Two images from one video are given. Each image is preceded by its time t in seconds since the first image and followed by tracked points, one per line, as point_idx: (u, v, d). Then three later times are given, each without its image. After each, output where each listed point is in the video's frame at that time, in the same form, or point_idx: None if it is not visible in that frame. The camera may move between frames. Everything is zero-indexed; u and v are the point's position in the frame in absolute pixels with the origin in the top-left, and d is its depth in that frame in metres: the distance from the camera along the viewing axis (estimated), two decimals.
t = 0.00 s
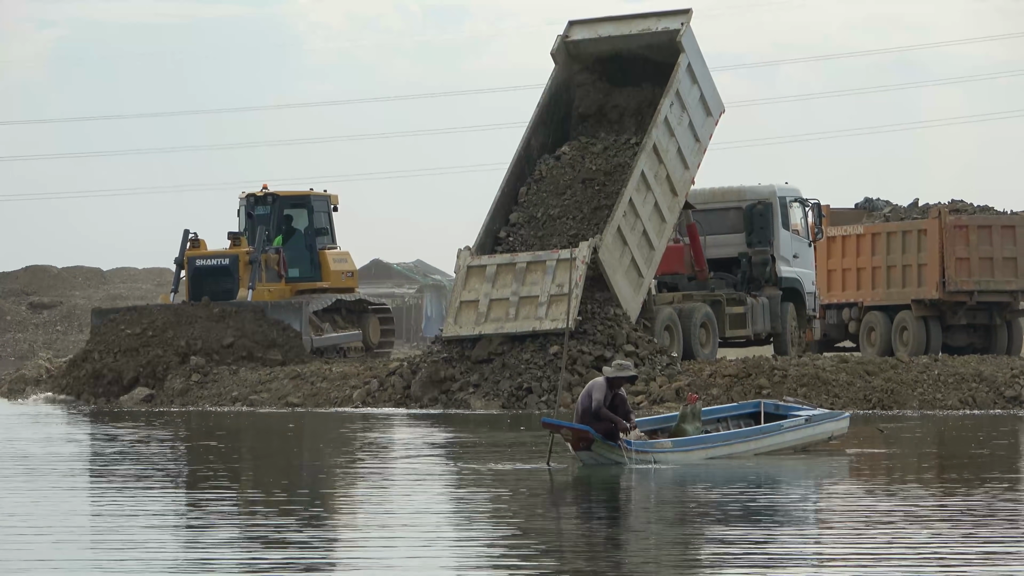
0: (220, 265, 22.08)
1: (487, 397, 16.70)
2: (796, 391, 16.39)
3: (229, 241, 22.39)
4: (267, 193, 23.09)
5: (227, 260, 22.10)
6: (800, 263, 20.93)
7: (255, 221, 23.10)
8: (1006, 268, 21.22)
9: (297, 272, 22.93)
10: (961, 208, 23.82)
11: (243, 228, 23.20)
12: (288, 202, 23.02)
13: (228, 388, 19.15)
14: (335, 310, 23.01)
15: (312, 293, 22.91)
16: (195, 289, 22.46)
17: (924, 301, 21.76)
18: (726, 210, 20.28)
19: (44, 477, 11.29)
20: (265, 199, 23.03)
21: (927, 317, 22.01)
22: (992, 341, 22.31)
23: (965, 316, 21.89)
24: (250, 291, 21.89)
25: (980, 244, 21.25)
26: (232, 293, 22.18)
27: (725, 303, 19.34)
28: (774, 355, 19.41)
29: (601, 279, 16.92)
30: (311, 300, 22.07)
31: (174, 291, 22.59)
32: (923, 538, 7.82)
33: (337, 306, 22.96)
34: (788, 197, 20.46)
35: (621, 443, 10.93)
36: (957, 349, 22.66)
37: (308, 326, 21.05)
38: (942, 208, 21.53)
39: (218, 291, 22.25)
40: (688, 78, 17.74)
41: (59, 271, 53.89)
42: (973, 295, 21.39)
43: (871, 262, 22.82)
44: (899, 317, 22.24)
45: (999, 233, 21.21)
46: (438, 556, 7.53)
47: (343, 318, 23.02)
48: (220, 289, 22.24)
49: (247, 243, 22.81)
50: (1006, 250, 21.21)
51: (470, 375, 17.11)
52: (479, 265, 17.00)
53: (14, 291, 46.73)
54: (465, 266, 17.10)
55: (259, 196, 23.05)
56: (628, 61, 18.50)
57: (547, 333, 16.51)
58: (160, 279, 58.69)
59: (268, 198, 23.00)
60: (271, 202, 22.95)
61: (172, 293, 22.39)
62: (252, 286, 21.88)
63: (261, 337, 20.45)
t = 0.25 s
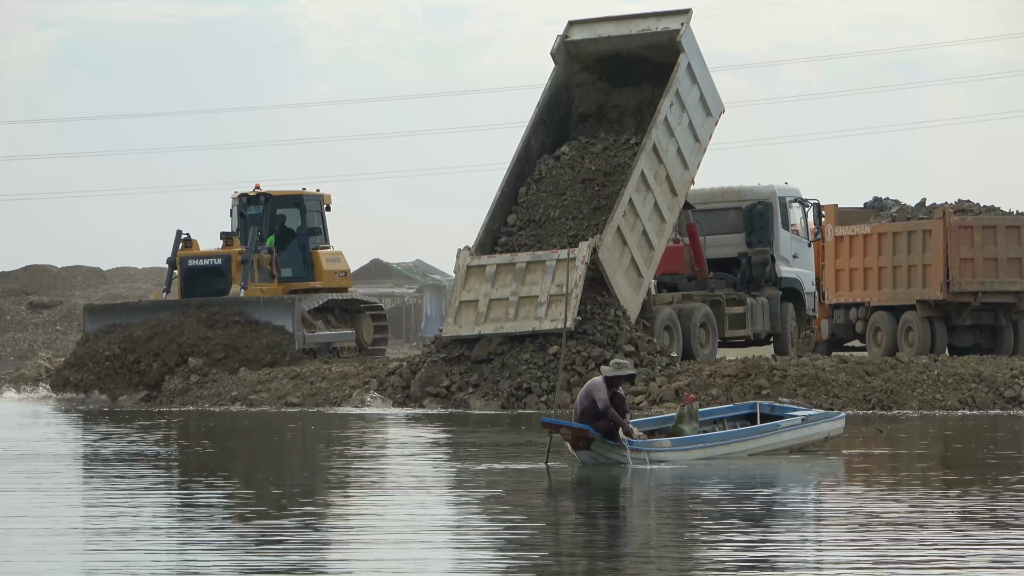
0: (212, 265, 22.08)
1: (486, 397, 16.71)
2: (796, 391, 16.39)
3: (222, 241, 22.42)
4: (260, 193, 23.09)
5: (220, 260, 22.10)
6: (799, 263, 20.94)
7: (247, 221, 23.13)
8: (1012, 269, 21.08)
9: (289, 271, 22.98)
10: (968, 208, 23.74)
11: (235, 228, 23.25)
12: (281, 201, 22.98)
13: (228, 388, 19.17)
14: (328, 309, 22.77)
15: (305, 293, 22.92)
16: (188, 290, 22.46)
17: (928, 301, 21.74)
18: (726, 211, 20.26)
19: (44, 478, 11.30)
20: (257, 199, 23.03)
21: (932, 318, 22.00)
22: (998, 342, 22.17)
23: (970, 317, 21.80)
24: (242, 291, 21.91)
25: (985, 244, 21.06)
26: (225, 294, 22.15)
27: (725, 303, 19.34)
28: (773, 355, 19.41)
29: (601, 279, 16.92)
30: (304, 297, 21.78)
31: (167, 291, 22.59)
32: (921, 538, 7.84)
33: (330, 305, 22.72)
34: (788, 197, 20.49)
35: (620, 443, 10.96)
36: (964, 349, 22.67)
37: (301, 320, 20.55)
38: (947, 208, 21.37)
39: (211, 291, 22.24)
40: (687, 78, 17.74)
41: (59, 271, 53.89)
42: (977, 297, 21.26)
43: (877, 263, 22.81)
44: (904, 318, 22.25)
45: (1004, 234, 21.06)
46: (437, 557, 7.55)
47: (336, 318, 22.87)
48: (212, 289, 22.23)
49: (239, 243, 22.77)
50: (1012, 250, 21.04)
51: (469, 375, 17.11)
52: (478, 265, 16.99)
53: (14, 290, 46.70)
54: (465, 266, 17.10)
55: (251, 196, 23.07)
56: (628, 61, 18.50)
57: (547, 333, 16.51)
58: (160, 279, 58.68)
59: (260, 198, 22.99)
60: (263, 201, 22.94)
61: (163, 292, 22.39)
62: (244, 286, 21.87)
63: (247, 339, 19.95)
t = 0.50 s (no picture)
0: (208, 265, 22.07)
1: (485, 398, 16.70)
2: (795, 391, 16.39)
3: (217, 241, 22.42)
4: (255, 193, 23.14)
5: (216, 260, 22.09)
6: (799, 263, 20.95)
7: (242, 221, 23.09)
8: (1016, 269, 21.02)
9: (284, 272, 22.97)
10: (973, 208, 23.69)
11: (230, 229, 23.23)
12: (276, 201, 23.06)
13: (227, 388, 19.17)
14: (323, 309, 22.70)
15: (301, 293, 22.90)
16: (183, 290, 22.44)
17: (932, 302, 21.69)
18: (725, 211, 20.26)
19: (42, 478, 11.29)
20: (252, 199, 23.06)
21: (936, 318, 21.92)
22: (1003, 342, 22.13)
23: (974, 317, 21.73)
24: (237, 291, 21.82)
25: (988, 244, 21.01)
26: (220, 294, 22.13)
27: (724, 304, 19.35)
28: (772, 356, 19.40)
29: (600, 279, 16.92)
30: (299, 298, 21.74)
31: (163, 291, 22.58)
32: (919, 539, 7.85)
33: (325, 305, 22.65)
34: (787, 198, 20.51)
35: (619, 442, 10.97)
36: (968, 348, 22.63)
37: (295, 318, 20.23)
38: (950, 208, 21.34)
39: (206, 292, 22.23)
40: (686, 78, 17.73)
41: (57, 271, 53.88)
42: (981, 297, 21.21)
43: (883, 263, 22.82)
44: (909, 318, 22.23)
45: (1008, 234, 20.99)
46: (436, 557, 7.56)
47: (331, 317, 22.83)
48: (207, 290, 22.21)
49: (234, 244, 22.74)
50: (1016, 250, 20.98)
51: (468, 375, 17.11)
52: (477, 265, 16.99)
53: (13, 290, 46.69)
54: (464, 267, 17.10)
55: (247, 196, 23.08)
56: (627, 61, 18.50)
57: (546, 333, 16.50)
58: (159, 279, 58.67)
59: (255, 198, 23.05)
60: (258, 201, 22.99)
61: (160, 292, 22.39)
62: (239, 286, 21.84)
63: (241, 348, 19.82)
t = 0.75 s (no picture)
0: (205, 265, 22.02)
1: (482, 397, 16.68)
2: (792, 391, 16.39)
3: (215, 241, 22.43)
4: (253, 192, 23.08)
5: (211, 260, 22.02)
6: (796, 263, 20.95)
7: (240, 220, 23.04)
8: (1018, 268, 21.04)
9: (282, 271, 22.97)
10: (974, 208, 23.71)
11: (227, 228, 23.17)
12: (274, 200, 22.98)
13: (226, 388, 19.18)
14: (322, 309, 22.71)
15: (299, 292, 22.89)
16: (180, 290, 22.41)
17: (934, 301, 21.67)
18: (722, 211, 20.26)
19: (37, 478, 11.26)
20: (250, 198, 23.01)
21: (938, 317, 21.87)
22: (1006, 342, 22.11)
23: (975, 316, 21.72)
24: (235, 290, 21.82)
25: (989, 244, 21.04)
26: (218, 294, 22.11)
27: (722, 303, 19.32)
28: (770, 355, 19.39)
29: (598, 278, 16.91)
30: (297, 297, 21.75)
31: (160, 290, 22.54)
32: (917, 538, 7.84)
33: (323, 306, 22.65)
34: (785, 197, 20.54)
35: (616, 443, 10.96)
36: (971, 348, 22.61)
37: (293, 319, 20.16)
38: (951, 207, 21.38)
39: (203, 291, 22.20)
40: (684, 77, 17.71)
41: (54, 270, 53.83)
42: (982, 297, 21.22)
43: (885, 262, 22.84)
44: (911, 317, 22.21)
45: (1009, 233, 21.03)
46: (433, 557, 7.54)
47: (331, 317, 22.84)
48: (205, 290, 22.19)
49: (232, 243, 22.74)
50: (1018, 250, 21.01)
51: (465, 374, 17.10)
52: (475, 265, 16.99)
53: (9, 289, 46.64)
54: (461, 266, 17.11)
55: (244, 196, 23.02)
56: (625, 61, 18.50)
57: (544, 332, 16.48)
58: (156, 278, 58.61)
59: (253, 197, 23.00)
60: (256, 201, 22.94)
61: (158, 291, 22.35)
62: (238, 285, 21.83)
63: (239, 349, 19.77)
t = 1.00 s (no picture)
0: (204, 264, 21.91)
1: (477, 396, 16.56)
2: (787, 390, 16.32)
3: (213, 239, 22.33)
4: (252, 191, 22.96)
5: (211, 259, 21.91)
6: (794, 262, 20.86)
7: (239, 219, 22.98)
8: (1018, 267, 20.96)
9: (280, 269, 22.88)
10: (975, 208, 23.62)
11: (226, 227, 23.10)
12: (273, 199, 22.88)
13: (220, 385, 19.06)
14: (320, 308, 22.61)
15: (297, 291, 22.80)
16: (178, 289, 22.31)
17: (934, 300, 21.58)
18: (720, 210, 20.18)
19: (27, 477, 11.12)
20: (249, 197, 22.91)
21: (938, 316, 21.77)
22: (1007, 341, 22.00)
23: (976, 316, 21.63)
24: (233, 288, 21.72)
25: (989, 243, 20.96)
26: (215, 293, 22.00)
27: (720, 302, 19.21)
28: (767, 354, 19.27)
29: (597, 278, 16.81)
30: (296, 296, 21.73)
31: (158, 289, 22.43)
32: (917, 538, 7.72)
33: (323, 304, 22.57)
34: (782, 196, 20.49)
35: (611, 443, 10.87)
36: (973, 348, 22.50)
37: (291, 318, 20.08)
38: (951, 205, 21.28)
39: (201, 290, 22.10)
40: (682, 75, 17.60)
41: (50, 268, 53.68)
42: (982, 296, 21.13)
43: (886, 262, 22.75)
44: (912, 316, 22.13)
45: (1010, 232, 20.96)
46: (425, 556, 7.41)
47: (329, 315, 22.75)
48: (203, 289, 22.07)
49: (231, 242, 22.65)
50: (1018, 249, 20.93)
51: (461, 373, 16.99)
52: (475, 262, 16.90)
53: (5, 288, 46.50)
54: (461, 263, 17.03)
55: (243, 194, 22.93)
56: (624, 60, 18.44)
57: (542, 329, 16.36)
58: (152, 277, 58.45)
59: (252, 196, 22.89)
60: (255, 199, 22.82)
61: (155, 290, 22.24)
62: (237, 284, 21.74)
63: (234, 351, 19.65)
